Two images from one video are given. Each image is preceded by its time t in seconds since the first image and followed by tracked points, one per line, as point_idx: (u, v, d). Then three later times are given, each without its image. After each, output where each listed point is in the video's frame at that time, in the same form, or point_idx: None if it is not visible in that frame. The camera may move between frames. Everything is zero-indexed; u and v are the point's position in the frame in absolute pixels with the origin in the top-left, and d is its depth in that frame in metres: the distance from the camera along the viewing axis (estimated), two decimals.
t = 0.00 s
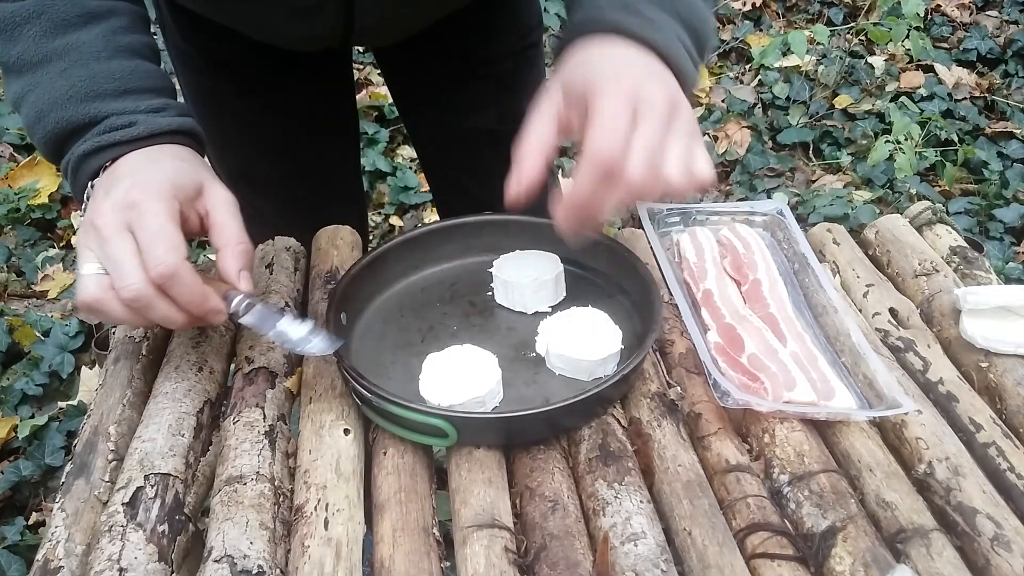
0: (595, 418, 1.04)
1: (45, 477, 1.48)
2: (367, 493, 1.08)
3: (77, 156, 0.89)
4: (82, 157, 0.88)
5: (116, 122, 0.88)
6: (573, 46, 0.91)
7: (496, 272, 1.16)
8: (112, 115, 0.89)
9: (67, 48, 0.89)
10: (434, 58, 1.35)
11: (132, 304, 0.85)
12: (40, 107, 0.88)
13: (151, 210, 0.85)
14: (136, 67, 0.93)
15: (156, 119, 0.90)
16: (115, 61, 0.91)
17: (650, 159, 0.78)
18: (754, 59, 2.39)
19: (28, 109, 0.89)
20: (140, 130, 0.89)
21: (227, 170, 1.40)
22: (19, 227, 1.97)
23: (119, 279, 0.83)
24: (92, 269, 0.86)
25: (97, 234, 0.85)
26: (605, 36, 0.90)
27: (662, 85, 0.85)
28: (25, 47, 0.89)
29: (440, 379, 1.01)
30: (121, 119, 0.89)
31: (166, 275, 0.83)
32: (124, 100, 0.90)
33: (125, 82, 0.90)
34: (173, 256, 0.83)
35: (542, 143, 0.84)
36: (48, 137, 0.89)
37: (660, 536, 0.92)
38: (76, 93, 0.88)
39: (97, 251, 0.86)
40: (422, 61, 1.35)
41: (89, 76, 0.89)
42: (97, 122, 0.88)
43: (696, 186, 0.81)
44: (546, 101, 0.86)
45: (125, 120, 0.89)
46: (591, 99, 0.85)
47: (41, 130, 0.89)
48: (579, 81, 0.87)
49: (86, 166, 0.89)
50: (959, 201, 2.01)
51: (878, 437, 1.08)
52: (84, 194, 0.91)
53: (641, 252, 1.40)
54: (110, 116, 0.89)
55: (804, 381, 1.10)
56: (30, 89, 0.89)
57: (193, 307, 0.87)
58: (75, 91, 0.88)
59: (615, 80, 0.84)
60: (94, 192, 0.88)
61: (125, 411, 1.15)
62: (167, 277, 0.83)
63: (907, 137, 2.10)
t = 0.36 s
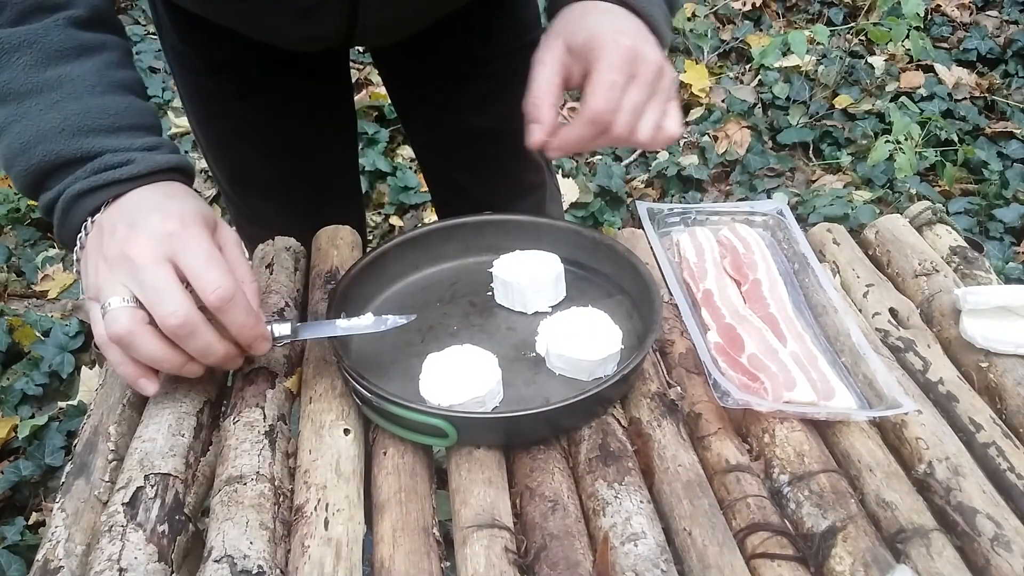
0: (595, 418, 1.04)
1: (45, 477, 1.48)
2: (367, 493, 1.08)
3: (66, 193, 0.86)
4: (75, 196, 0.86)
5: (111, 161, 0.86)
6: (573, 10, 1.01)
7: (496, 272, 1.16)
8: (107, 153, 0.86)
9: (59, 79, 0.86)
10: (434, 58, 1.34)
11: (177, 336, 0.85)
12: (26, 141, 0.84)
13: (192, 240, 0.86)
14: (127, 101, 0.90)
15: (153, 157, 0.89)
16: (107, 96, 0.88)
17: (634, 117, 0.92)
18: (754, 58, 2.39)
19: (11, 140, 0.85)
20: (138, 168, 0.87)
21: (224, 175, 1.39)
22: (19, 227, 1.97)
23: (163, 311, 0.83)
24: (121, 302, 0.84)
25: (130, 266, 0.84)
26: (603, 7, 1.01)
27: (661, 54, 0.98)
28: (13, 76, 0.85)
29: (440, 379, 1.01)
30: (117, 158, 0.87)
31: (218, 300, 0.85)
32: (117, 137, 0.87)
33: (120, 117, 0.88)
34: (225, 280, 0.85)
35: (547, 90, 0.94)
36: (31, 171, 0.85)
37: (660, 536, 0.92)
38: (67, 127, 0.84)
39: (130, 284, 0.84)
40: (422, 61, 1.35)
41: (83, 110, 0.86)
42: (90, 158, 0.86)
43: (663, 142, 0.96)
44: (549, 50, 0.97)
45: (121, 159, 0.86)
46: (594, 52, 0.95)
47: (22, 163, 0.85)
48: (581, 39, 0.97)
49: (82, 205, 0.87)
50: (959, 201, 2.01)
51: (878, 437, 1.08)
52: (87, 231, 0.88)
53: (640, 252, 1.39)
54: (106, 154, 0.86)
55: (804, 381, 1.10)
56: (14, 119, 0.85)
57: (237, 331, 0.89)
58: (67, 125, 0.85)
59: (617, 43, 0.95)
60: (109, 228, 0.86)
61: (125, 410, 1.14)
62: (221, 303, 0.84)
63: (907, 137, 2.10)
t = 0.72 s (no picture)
0: (595, 418, 1.04)
1: (45, 477, 1.48)
2: (367, 493, 1.08)
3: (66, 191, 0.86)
4: (77, 195, 0.86)
5: (114, 159, 0.86)
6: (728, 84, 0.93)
7: (496, 272, 1.16)
8: (110, 151, 0.86)
9: (62, 77, 0.87)
10: (435, 58, 1.35)
11: (176, 346, 0.85)
12: (27, 136, 0.85)
13: (199, 243, 0.86)
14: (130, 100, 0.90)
15: (156, 157, 0.89)
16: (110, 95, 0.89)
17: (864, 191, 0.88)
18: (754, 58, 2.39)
19: (13, 136, 0.86)
20: (142, 168, 0.87)
21: (225, 175, 1.39)
22: (19, 227, 1.97)
23: (163, 320, 0.83)
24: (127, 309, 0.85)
25: (136, 272, 0.84)
26: (763, 71, 0.92)
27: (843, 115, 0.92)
28: (16, 73, 0.86)
29: (440, 379, 1.01)
30: (120, 156, 0.87)
31: (221, 307, 0.84)
32: (120, 135, 0.88)
33: (123, 117, 0.89)
34: (230, 284, 0.84)
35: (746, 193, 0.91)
36: (33, 167, 0.86)
37: (660, 536, 0.92)
38: (70, 125, 0.85)
39: (134, 291, 0.85)
40: (422, 61, 1.35)
41: (85, 109, 0.86)
42: (90, 156, 0.86)
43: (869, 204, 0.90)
44: (727, 145, 0.92)
45: (125, 157, 0.87)
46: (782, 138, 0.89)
47: (24, 159, 0.86)
48: (765, 121, 0.90)
49: (85, 204, 0.87)
50: (959, 201, 2.01)
51: (878, 436, 1.08)
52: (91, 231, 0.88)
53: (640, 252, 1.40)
54: (108, 152, 0.86)
55: (804, 381, 1.10)
56: (18, 116, 0.86)
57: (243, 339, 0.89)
58: (69, 123, 0.85)
59: (811, 122, 0.88)
60: (113, 229, 0.86)
61: (125, 410, 1.13)
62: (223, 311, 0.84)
63: (907, 138, 2.10)
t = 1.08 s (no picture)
0: (595, 418, 1.04)
1: (45, 477, 1.48)
2: (366, 493, 1.08)
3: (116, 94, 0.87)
4: (121, 97, 0.87)
5: (147, 57, 0.87)
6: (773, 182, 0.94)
7: (496, 273, 1.16)
8: (142, 50, 0.88)
9: None
10: (440, 58, 1.35)
11: (215, 231, 0.73)
12: (72, 46, 0.89)
13: (232, 127, 0.78)
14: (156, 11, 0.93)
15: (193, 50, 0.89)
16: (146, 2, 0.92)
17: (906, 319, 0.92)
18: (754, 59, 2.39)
19: (54, 54, 0.90)
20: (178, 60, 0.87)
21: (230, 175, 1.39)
22: (19, 227, 1.97)
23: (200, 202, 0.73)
24: (168, 200, 0.74)
25: (175, 161, 0.76)
26: (819, 177, 0.92)
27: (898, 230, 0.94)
28: None
29: (440, 379, 1.01)
30: (155, 52, 0.88)
31: (263, 181, 0.75)
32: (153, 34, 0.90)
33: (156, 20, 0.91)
34: (268, 159, 0.76)
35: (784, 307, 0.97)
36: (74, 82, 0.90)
37: (660, 536, 0.92)
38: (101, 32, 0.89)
39: (175, 180, 0.75)
40: (427, 61, 1.36)
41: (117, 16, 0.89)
42: (127, 56, 0.88)
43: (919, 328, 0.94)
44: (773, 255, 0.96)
45: (158, 53, 0.88)
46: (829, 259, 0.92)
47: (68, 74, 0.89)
48: (816, 247, 0.92)
49: (128, 106, 0.87)
50: (959, 201, 2.01)
51: (878, 436, 1.08)
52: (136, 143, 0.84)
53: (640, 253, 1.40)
54: (143, 51, 0.88)
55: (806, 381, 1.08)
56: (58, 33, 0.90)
57: (290, 209, 0.76)
58: (105, 28, 0.89)
59: (862, 251, 0.90)
60: (155, 134, 0.80)
61: (125, 410, 1.13)
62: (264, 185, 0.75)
63: (907, 138, 2.10)
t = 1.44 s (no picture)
0: (595, 418, 1.04)
1: (46, 477, 1.48)
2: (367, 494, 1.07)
3: (352, 95, 0.73)
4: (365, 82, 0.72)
5: (381, 25, 0.70)
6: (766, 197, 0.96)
7: (496, 272, 1.16)
8: (372, 18, 0.71)
9: None
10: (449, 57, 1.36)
11: (515, 228, 0.67)
12: (292, 43, 0.72)
13: (505, 101, 0.69)
14: None
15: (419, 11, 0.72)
16: None
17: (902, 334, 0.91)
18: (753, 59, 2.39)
19: (277, 52, 0.73)
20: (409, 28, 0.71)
21: (239, 172, 1.38)
22: (19, 227, 1.97)
23: (503, 202, 0.66)
24: (463, 199, 0.68)
25: (462, 155, 0.67)
26: (810, 186, 0.94)
27: (893, 247, 0.94)
28: None
29: (440, 379, 1.01)
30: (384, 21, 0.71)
31: (553, 170, 0.66)
32: None
33: None
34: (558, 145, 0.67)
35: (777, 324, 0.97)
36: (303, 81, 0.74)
37: (660, 537, 0.92)
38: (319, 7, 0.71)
39: (466, 176, 0.67)
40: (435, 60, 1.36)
41: None
42: (364, 26, 0.71)
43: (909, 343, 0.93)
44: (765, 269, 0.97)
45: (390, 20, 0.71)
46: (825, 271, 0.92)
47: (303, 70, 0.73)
48: (818, 257, 0.93)
49: (372, 93, 0.72)
50: (959, 201, 2.01)
51: (878, 436, 1.08)
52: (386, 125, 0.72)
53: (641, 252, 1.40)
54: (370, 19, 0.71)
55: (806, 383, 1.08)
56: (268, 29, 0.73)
57: (576, 197, 0.68)
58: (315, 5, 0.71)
59: (860, 260, 0.91)
60: (417, 118, 0.70)
61: (125, 410, 1.13)
62: (556, 177, 0.67)
63: (907, 138, 2.11)
